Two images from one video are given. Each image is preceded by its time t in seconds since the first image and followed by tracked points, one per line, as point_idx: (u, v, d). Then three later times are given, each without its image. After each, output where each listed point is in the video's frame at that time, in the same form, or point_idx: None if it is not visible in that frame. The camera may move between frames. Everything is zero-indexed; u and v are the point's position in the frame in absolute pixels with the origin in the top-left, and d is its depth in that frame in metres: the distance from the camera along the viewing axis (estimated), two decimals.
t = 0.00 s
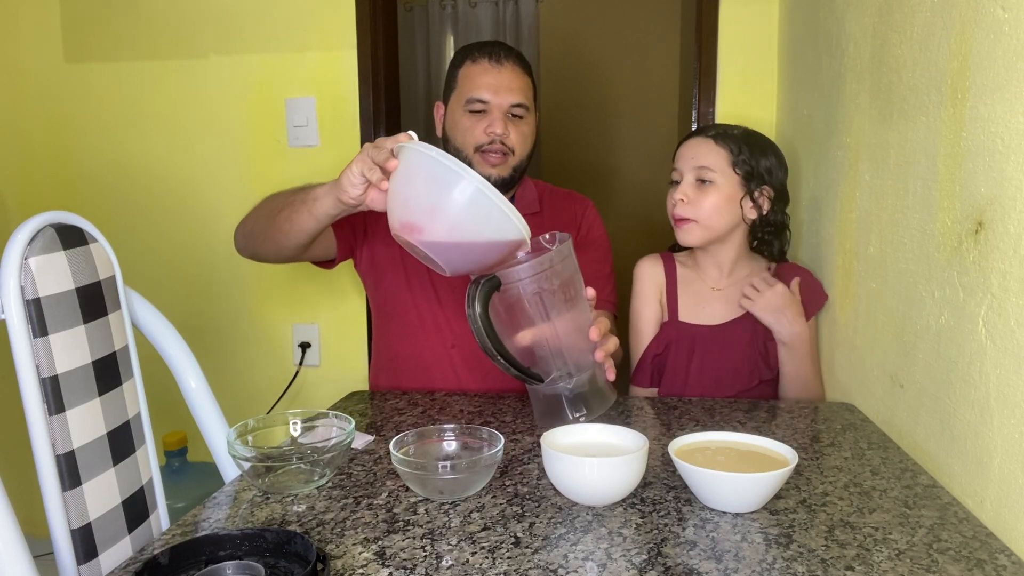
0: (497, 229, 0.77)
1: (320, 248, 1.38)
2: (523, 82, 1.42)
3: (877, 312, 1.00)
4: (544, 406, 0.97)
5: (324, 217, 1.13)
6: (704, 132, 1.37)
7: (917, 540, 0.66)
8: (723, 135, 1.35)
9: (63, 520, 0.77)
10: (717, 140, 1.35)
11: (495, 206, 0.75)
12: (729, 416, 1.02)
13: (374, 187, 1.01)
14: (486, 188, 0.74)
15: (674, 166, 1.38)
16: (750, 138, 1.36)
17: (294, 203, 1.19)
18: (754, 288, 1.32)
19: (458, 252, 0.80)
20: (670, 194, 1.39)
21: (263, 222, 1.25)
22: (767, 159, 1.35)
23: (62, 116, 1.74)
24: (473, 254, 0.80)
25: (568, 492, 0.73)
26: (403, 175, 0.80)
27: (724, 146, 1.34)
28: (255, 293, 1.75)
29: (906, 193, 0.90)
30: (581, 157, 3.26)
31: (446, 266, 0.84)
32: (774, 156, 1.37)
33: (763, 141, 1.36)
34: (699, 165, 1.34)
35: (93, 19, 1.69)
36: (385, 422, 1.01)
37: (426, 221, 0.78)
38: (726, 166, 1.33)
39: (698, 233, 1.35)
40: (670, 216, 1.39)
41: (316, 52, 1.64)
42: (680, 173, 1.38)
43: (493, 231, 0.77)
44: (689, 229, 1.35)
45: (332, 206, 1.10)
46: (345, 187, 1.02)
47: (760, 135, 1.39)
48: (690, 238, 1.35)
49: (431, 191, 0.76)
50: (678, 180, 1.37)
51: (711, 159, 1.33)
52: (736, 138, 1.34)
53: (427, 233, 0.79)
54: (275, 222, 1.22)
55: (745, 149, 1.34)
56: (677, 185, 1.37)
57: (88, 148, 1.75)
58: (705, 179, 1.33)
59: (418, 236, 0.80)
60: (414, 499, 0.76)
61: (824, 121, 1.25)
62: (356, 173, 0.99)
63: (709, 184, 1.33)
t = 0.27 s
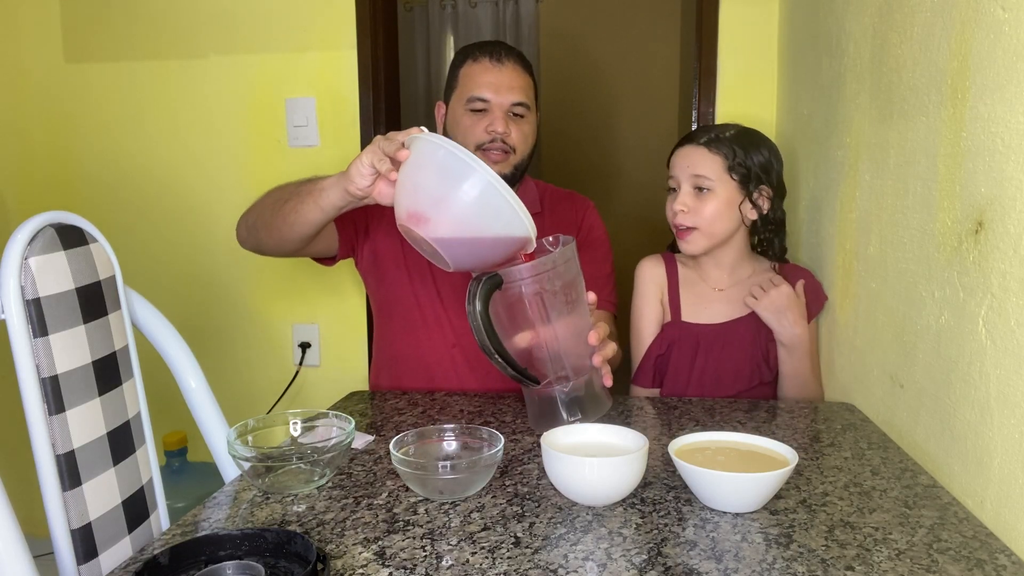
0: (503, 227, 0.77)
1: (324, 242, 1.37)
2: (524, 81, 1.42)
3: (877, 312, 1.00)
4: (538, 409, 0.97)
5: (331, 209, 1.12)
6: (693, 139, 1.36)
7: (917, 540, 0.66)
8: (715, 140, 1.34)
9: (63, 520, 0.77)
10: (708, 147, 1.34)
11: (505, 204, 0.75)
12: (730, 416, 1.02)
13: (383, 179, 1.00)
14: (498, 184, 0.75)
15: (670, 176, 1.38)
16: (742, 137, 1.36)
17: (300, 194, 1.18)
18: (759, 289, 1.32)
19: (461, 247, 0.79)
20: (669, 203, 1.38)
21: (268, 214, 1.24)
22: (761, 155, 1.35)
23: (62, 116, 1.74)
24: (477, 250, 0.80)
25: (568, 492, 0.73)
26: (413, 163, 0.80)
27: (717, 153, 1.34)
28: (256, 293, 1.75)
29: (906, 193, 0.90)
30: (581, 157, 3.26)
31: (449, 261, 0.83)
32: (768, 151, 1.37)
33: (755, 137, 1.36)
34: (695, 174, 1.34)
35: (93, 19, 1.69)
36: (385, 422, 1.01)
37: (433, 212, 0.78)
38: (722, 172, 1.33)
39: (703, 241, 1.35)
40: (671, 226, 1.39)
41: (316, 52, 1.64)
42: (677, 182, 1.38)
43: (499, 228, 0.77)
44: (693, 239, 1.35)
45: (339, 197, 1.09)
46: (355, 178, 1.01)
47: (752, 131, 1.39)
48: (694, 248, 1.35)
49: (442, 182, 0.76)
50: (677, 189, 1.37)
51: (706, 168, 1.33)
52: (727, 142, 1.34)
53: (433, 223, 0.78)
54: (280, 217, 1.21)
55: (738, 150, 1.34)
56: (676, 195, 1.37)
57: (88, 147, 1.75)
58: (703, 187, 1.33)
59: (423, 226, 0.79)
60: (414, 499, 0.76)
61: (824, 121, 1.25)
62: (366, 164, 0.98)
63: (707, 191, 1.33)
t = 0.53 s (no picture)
0: (510, 223, 0.78)
1: (326, 237, 1.36)
2: (525, 80, 1.42)
3: (877, 312, 1.00)
4: (537, 409, 0.97)
5: (336, 200, 1.11)
6: (693, 137, 1.37)
7: (917, 540, 0.66)
8: (714, 139, 1.35)
9: (63, 520, 0.77)
10: (708, 145, 1.35)
11: (514, 199, 0.76)
12: (729, 416, 1.02)
13: (391, 171, 0.99)
14: (512, 180, 0.76)
15: (669, 173, 1.38)
16: (742, 136, 1.36)
17: (305, 186, 1.18)
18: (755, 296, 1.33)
19: (465, 242, 0.80)
20: (668, 200, 1.38)
21: (273, 203, 1.24)
22: (761, 156, 1.35)
23: (62, 116, 1.74)
24: (482, 245, 0.80)
25: (568, 492, 0.73)
26: (424, 152, 0.79)
27: (715, 151, 1.34)
28: (256, 293, 1.75)
29: (907, 193, 0.90)
30: (581, 157, 3.26)
31: (450, 256, 0.83)
32: (767, 151, 1.37)
33: (755, 138, 1.36)
34: (694, 171, 1.34)
35: (93, 19, 1.69)
36: (385, 422, 1.01)
37: (443, 203, 0.78)
38: (720, 170, 1.34)
39: (699, 238, 1.35)
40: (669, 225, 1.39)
41: (316, 52, 1.64)
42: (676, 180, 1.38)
43: (506, 224, 0.78)
44: (690, 236, 1.35)
45: (346, 188, 1.09)
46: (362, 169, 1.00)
47: (752, 132, 1.39)
48: (691, 245, 1.35)
49: (455, 173, 0.76)
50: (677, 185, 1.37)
51: (704, 165, 1.34)
52: (727, 141, 1.34)
53: (441, 214, 0.78)
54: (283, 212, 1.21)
55: (737, 149, 1.34)
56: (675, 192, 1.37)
57: (88, 147, 1.75)
58: (702, 185, 1.34)
59: (429, 217, 0.79)
60: (414, 499, 0.76)
61: (824, 121, 1.25)
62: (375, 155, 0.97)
63: (706, 189, 1.34)
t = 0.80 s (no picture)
0: (517, 220, 0.78)
1: (326, 234, 1.36)
2: (525, 80, 1.42)
3: (877, 313, 1.00)
4: (537, 408, 0.97)
5: (341, 195, 1.11)
6: (693, 136, 1.37)
7: (917, 540, 0.66)
8: (715, 138, 1.35)
9: (63, 520, 0.77)
10: (709, 143, 1.35)
11: (522, 196, 0.76)
12: (729, 416, 1.02)
13: (398, 166, 0.99)
14: (521, 176, 0.75)
15: (670, 172, 1.38)
16: (742, 136, 1.36)
17: (310, 180, 1.18)
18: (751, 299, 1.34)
19: (470, 238, 0.79)
20: (668, 197, 1.38)
21: (276, 197, 1.24)
22: (761, 155, 1.35)
23: (62, 116, 1.74)
24: (488, 242, 0.80)
25: (567, 492, 0.73)
26: (434, 147, 0.80)
27: (717, 149, 1.34)
28: (256, 293, 1.75)
29: (906, 193, 0.90)
30: (581, 156, 3.26)
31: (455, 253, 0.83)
32: (768, 154, 1.37)
33: (755, 137, 1.36)
34: (694, 170, 1.34)
35: (93, 19, 1.69)
36: (385, 422, 1.01)
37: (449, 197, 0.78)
38: (721, 169, 1.33)
39: (699, 237, 1.35)
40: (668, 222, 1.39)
41: (316, 52, 1.64)
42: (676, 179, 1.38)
43: (512, 221, 0.78)
44: (690, 235, 1.35)
45: (352, 183, 1.08)
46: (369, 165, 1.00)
47: (753, 132, 1.39)
48: (690, 243, 1.35)
49: (463, 167, 0.76)
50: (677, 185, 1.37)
51: (705, 163, 1.33)
52: (727, 140, 1.34)
53: (446, 208, 0.78)
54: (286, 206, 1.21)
55: (738, 149, 1.34)
56: (675, 191, 1.37)
57: (88, 147, 1.75)
58: (703, 184, 1.34)
59: (435, 210, 0.79)
60: (414, 499, 0.76)
61: (824, 122, 1.25)
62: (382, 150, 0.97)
63: (706, 188, 1.34)
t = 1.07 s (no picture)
0: (518, 222, 0.78)
1: (325, 231, 1.36)
2: (529, 82, 1.42)
3: (877, 313, 1.00)
4: (537, 409, 0.97)
5: (342, 192, 1.11)
6: (692, 138, 1.37)
7: (917, 540, 0.66)
8: (714, 140, 1.34)
9: (63, 520, 0.77)
10: (707, 146, 1.34)
11: (523, 197, 0.76)
12: (729, 416, 1.02)
13: (400, 164, 0.99)
14: (523, 177, 0.75)
15: (669, 176, 1.38)
16: (741, 137, 1.36)
17: (311, 176, 1.17)
18: (750, 301, 1.33)
19: (469, 239, 0.78)
20: (668, 202, 1.38)
21: (276, 191, 1.24)
22: (761, 155, 1.35)
23: (63, 116, 1.74)
24: (489, 245, 0.79)
25: (568, 492, 0.73)
26: (437, 147, 0.80)
27: (715, 152, 1.34)
28: (256, 293, 1.75)
29: (907, 193, 0.90)
30: (581, 156, 3.26)
31: (454, 255, 0.82)
32: (767, 151, 1.37)
33: (754, 137, 1.36)
34: (694, 173, 1.34)
35: (93, 19, 1.69)
36: (385, 422, 1.01)
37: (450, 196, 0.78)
38: (720, 171, 1.33)
39: (701, 239, 1.34)
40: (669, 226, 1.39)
41: (316, 52, 1.64)
42: (676, 182, 1.38)
43: (514, 223, 0.77)
44: (691, 238, 1.35)
45: (353, 180, 1.08)
46: (371, 160, 1.00)
47: (752, 131, 1.39)
48: (692, 247, 1.35)
49: (466, 166, 0.77)
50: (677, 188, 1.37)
51: (704, 167, 1.33)
52: (727, 142, 1.34)
53: (447, 208, 0.78)
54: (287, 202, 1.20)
55: (737, 150, 1.34)
56: (675, 194, 1.37)
57: (88, 147, 1.75)
58: (703, 186, 1.34)
59: (435, 209, 0.79)
60: (414, 499, 0.76)
61: (824, 122, 1.25)
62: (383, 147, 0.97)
63: (706, 191, 1.34)
